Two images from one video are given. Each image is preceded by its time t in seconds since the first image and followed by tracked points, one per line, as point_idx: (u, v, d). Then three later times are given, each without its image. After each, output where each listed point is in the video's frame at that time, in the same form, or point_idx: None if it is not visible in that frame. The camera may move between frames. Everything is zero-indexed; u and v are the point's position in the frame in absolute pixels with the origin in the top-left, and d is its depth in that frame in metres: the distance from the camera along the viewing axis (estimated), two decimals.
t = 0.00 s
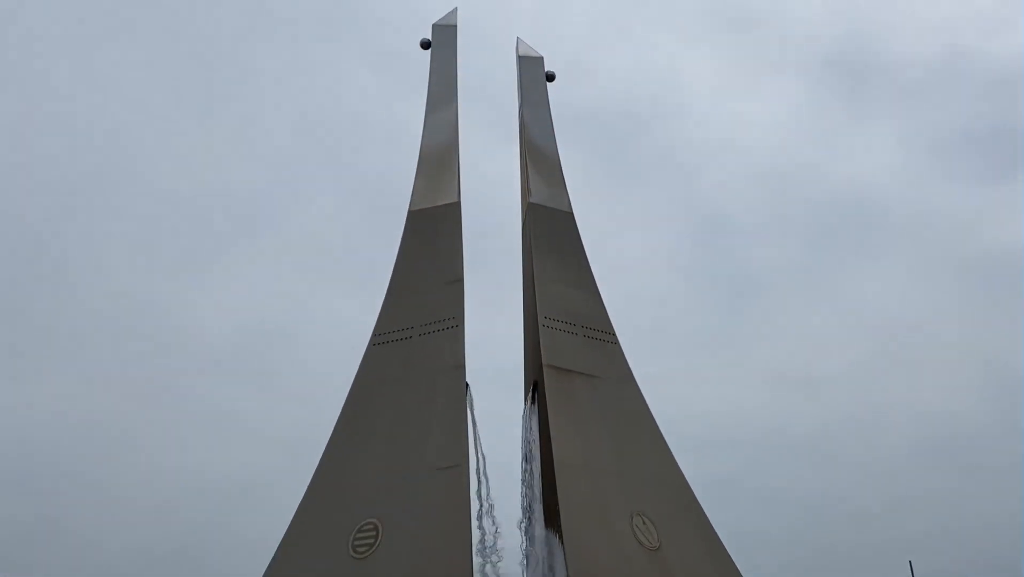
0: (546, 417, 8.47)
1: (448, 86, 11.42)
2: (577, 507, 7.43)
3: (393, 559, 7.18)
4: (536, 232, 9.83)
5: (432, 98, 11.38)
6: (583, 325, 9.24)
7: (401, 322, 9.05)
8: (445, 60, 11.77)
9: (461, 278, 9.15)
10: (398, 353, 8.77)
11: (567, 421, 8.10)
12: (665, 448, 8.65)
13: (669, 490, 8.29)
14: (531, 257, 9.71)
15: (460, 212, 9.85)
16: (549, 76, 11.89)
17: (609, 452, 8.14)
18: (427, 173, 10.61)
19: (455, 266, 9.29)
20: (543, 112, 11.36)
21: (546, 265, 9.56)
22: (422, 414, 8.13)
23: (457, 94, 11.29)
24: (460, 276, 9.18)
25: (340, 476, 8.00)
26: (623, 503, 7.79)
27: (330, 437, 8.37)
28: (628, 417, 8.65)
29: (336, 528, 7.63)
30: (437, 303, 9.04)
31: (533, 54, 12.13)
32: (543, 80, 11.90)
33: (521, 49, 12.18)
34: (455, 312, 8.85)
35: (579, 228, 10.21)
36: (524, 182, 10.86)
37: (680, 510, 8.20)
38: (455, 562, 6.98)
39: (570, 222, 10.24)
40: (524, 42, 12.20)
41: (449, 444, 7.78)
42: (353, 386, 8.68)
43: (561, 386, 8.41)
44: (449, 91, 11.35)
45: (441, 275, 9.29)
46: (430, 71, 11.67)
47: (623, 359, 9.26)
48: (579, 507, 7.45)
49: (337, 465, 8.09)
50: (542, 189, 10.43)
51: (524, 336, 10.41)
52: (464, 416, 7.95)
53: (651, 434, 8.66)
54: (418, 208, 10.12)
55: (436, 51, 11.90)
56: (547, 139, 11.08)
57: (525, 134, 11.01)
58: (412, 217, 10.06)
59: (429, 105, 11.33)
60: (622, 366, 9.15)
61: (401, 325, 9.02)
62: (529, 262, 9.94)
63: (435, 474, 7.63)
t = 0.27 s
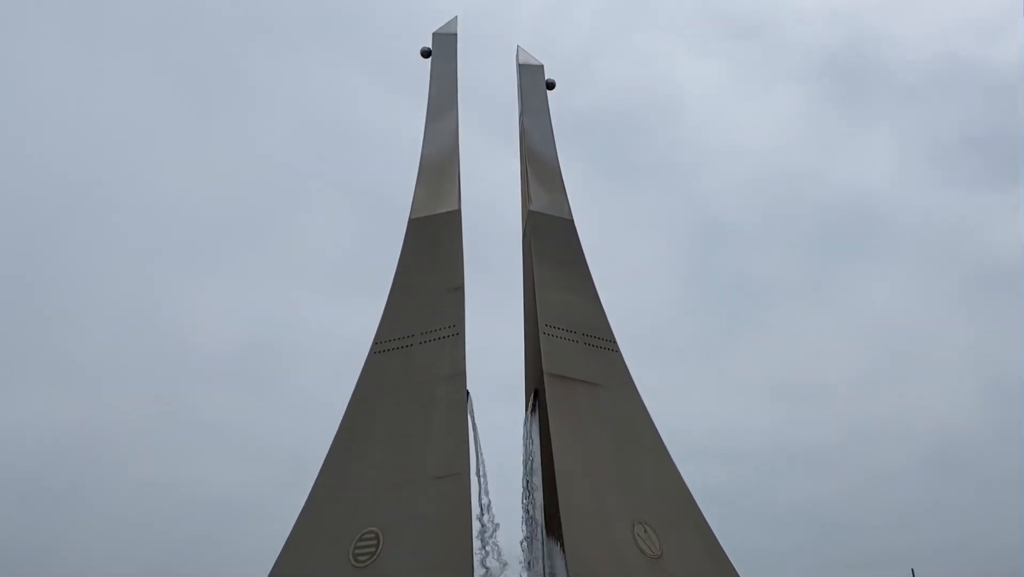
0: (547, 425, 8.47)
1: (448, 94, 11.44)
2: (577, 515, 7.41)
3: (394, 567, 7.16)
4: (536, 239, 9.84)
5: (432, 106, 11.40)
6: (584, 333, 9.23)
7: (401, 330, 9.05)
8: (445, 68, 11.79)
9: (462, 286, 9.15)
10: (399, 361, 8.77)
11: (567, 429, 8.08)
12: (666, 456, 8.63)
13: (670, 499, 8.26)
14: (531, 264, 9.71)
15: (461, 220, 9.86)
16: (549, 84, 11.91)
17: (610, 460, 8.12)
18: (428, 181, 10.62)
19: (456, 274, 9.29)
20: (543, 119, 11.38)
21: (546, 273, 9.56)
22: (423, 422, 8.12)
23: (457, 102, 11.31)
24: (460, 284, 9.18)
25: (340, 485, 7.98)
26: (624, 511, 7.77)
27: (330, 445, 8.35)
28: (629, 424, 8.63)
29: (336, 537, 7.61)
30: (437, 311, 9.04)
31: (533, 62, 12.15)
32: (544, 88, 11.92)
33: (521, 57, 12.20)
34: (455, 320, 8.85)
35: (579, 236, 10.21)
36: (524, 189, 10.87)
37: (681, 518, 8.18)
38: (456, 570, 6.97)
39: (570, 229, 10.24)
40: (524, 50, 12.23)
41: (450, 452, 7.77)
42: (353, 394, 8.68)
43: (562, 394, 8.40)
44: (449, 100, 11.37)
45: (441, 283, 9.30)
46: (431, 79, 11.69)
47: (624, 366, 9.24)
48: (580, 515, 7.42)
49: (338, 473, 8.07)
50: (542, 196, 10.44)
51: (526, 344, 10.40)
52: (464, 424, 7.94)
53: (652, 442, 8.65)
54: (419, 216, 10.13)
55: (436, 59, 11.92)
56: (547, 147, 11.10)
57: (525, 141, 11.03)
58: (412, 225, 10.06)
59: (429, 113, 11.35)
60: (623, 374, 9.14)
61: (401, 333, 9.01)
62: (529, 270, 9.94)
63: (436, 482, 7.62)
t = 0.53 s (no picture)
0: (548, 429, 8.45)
1: (449, 99, 11.45)
2: (579, 520, 7.39)
3: (394, 573, 7.14)
4: (536, 244, 9.84)
5: (433, 111, 11.42)
6: (584, 337, 9.22)
7: (402, 335, 9.04)
8: (445, 73, 11.81)
9: (462, 291, 9.15)
10: (399, 366, 8.76)
11: (568, 434, 8.07)
12: (668, 461, 8.61)
13: (671, 503, 8.24)
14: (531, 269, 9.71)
15: (461, 225, 9.87)
16: (549, 89, 11.92)
17: (611, 465, 8.10)
18: (428, 186, 10.63)
19: (456, 279, 9.29)
20: (543, 124, 11.39)
21: (546, 278, 9.56)
22: (423, 427, 8.11)
23: (458, 107, 11.33)
24: (460, 289, 9.18)
25: (341, 490, 7.97)
26: (625, 516, 7.74)
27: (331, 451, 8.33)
28: (630, 429, 8.61)
29: (337, 543, 7.59)
30: (438, 316, 9.03)
31: (533, 67, 12.17)
32: (544, 93, 11.94)
33: (521, 62, 12.22)
34: (455, 326, 8.84)
35: (579, 240, 10.21)
36: (524, 194, 10.88)
37: (682, 523, 8.16)
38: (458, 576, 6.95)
39: (571, 233, 10.24)
40: (524, 55, 12.24)
41: (450, 457, 7.76)
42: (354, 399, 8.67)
43: (562, 399, 8.38)
44: (450, 105, 11.38)
45: (441, 288, 9.30)
46: (431, 84, 11.70)
47: (625, 371, 9.23)
48: (581, 520, 7.40)
49: (338, 479, 8.06)
50: (543, 201, 10.44)
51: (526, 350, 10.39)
52: (465, 429, 7.93)
53: (653, 447, 8.62)
54: (419, 221, 10.14)
55: (436, 65, 11.94)
56: (547, 152, 11.10)
57: (525, 146, 11.04)
58: (412, 230, 10.07)
59: (430, 118, 11.36)
60: (623, 379, 9.12)
61: (402, 339, 9.01)
62: (530, 275, 9.93)
63: (436, 488, 7.60)
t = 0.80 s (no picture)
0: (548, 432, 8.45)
1: (449, 101, 11.47)
2: (579, 523, 7.38)
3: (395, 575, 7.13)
4: (537, 245, 9.84)
5: (433, 113, 11.42)
6: (585, 339, 9.22)
7: (402, 337, 9.05)
8: (445, 75, 11.82)
9: (462, 293, 9.15)
10: (400, 368, 8.76)
11: (569, 436, 8.06)
12: (669, 462, 8.60)
13: (672, 505, 8.24)
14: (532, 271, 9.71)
15: (462, 227, 9.87)
16: (549, 91, 11.93)
17: (612, 467, 8.09)
18: (429, 188, 10.63)
19: (456, 281, 9.30)
20: (543, 126, 11.40)
21: (547, 279, 9.56)
22: (424, 429, 8.11)
23: (458, 109, 11.34)
24: (460, 291, 9.18)
25: (342, 492, 7.97)
26: (626, 518, 7.74)
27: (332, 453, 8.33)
28: (630, 431, 8.61)
29: (338, 544, 7.59)
30: (438, 318, 9.04)
31: (533, 69, 12.18)
32: (544, 95, 11.95)
33: (521, 64, 12.22)
34: (456, 327, 8.85)
35: (579, 242, 10.21)
36: (525, 196, 10.88)
37: (683, 525, 8.15)
38: None
39: (571, 235, 10.24)
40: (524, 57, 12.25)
41: (451, 459, 7.76)
42: (354, 401, 8.67)
43: (563, 401, 8.38)
44: (450, 107, 11.39)
45: (442, 290, 9.30)
46: (431, 87, 11.72)
47: (625, 373, 9.23)
48: (582, 522, 7.40)
49: (339, 480, 8.06)
50: (543, 203, 10.45)
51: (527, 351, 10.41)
52: (465, 431, 7.93)
53: (653, 449, 8.62)
54: (419, 223, 10.15)
55: (436, 67, 11.95)
56: (547, 153, 11.11)
57: (526, 148, 11.04)
58: (413, 232, 10.07)
59: (430, 120, 11.36)
60: (624, 381, 9.12)
61: (402, 340, 9.01)
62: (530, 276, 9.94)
63: (437, 489, 7.60)
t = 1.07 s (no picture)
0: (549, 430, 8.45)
1: (449, 100, 11.46)
2: (580, 522, 7.38)
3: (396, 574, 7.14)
4: (537, 244, 9.84)
5: (433, 112, 11.42)
6: (585, 338, 9.22)
7: (403, 335, 9.05)
8: (445, 74, 11.82)
9: (462, 292, 9.15)
10: (400, 367, 8.76)
11: (569, 435, 8.06)
12: (669, 461, 8.60)
13: (672, 504, 8.24)
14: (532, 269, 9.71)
15: (462, 226, 9.87)
16: (549, 89, 11.93)
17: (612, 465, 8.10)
18: (429, 187, 10.63)
19: (456, 280, 9.30)
20: (544, 124, 11.40)
21: (547, 278, 9.56)
22: (424, 428, 8.11)
23: (458, 108, 11.33)
24: (460, 290, 9.18)
25: (342, 491, 7.97)
26: (626, 517, 7.74)
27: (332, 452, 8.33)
28: (630, 430, 8.61)
29: (339, 543, 7.59)
30: (438, 317, 9.04)
31: (533, 67, 12.18)
32: (544, 93, 11.94)
33: (521, 62, 12.22)
34: (456, 326, 8.85)
35: (579, 240, 10.21)
36: (525, 195, 10.88)
37: (683, 524, 8.16)
38: None
39: (572, 234, 10.24)
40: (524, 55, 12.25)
41: (451, 458, 7.76)
42: (354, 401, 8.67)
43: (563, 400, 8.38)
44: (450, 105, 11.39)
45: (442, 289, 9.30)
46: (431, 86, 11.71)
47: (625, 371, 9.23)
48: (582, 520, 7.40)
49: (340, 480, 8.06)
50: (543, 201, 10.45)
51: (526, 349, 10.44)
52: (466, 430, 7.93)
53: (654, 447, 8.62)
54: (420, 222, 10.15)
55: (436, 65, 11.94)
56: (548, 152, 11.11)
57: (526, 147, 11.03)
58: (413, 231, 10.07)
59: (430, 119, 11.36)
60: (624, 379, 9.12)
61: (403, 339, 9.01)
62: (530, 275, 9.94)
63: (437, 488, 7.60)
